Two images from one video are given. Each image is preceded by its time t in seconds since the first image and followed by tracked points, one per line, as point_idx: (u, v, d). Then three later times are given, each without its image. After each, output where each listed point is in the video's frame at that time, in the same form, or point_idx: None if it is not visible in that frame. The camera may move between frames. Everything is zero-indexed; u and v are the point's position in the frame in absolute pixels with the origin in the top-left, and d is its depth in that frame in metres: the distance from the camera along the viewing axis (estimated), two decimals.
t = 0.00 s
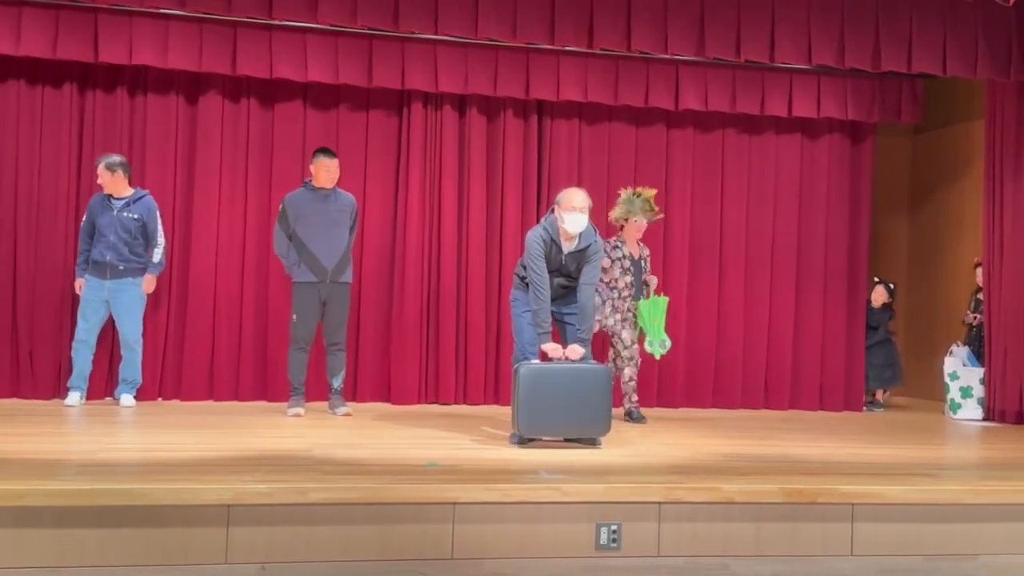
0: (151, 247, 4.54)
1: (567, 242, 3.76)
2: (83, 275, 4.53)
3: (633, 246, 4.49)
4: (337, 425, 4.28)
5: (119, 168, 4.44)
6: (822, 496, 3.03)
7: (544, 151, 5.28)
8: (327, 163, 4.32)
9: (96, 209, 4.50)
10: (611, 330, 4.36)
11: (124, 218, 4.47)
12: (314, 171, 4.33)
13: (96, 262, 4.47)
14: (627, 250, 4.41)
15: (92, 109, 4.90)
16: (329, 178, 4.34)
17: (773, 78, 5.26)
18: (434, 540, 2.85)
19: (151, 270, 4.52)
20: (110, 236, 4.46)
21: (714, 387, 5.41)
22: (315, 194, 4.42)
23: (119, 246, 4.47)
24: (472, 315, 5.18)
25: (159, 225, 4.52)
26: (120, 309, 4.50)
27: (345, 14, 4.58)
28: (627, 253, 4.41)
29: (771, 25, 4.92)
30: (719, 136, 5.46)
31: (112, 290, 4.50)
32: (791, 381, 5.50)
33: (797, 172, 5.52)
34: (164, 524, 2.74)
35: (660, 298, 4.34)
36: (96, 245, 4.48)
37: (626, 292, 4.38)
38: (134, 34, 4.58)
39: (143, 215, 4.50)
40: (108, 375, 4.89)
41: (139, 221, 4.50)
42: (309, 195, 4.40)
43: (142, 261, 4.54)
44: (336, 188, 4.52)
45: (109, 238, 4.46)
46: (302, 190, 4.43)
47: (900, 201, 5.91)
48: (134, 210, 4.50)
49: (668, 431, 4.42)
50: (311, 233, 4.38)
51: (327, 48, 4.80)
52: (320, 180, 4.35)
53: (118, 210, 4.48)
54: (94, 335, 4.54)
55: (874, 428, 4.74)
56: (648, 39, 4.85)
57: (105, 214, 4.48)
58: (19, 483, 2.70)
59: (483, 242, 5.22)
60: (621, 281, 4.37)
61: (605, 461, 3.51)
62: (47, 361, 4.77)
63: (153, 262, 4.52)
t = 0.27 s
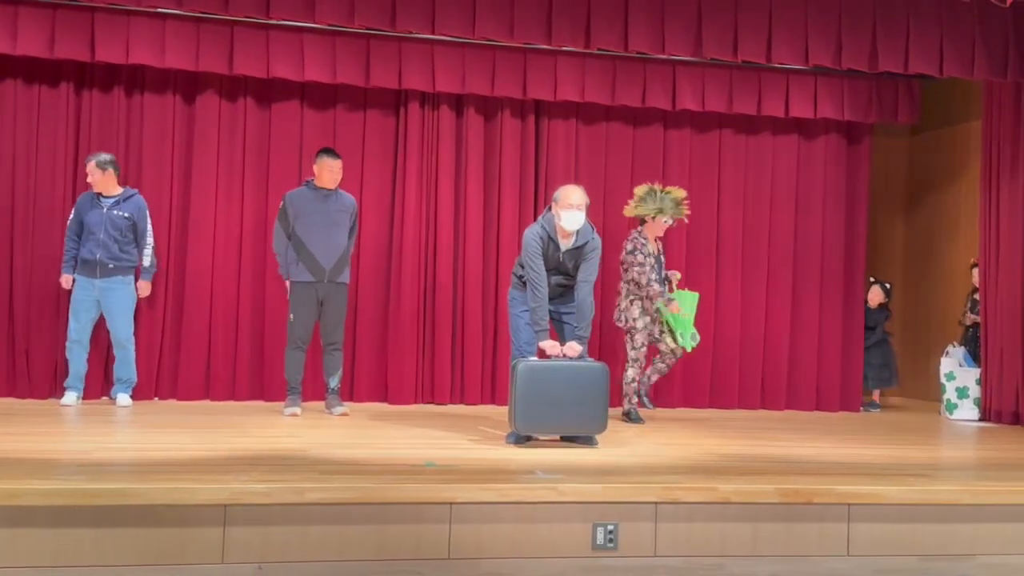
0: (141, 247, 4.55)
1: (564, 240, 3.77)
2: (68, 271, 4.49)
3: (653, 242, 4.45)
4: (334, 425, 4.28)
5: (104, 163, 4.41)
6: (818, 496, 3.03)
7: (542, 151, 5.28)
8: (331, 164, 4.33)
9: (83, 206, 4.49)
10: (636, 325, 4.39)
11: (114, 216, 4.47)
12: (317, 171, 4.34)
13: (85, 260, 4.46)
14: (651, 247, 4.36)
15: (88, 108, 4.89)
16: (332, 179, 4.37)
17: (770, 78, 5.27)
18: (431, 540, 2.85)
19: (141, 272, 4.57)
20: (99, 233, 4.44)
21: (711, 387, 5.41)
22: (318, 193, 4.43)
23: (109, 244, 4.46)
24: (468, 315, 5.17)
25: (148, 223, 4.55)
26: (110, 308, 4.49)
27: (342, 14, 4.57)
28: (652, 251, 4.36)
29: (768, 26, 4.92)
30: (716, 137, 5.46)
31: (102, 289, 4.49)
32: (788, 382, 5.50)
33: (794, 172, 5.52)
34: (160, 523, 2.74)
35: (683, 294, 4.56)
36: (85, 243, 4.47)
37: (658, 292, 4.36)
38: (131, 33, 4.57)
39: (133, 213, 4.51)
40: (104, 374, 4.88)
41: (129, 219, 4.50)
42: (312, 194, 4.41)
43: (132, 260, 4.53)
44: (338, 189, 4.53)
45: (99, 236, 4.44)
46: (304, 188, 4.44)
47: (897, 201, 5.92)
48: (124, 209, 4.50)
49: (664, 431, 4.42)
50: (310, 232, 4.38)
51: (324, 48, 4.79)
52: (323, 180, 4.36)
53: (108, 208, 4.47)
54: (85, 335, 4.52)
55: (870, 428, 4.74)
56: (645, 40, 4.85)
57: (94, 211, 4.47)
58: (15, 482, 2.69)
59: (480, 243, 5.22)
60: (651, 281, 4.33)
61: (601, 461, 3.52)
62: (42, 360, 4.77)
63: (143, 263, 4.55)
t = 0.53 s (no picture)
0: (133, 244, 4.54)
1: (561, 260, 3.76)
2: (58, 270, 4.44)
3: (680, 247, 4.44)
4: (331, 425, 4.27)
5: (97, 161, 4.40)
6: (815, 496, 3.03)
7: (539, 151, 5.28)
8: (336, 164, 4.33)
9: (74, 204, 4.47)
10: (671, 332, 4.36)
11: (106, 214, 4.46)
12: (323, 172, 4.35)
13: (77, 258, 4.44)
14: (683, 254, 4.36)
15: (85, 107, 4.89)
16: (337, 181, 4.38)
17: (768, 78, 5.27)
18: (429, 540, 2.85)
19: (131, 271, 4.56)
20: (92, 231, 4.43)
21: (709, 387, 5.41)
22: (321, 192, 4.45)
23: (103, 243, 4.45)
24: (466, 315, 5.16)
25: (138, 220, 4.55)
26: (104, 308, 4.48)
27: (340, 13, 4.57)
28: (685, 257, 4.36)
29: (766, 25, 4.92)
30: (713, 137, 5.47)
31: (96, 288, 4.48)
32: (786, 382, 5.50)
33: (792, 172, 5.52)
34: (158, 523, 2.73)
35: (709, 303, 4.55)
36: (77, 242, 4.44)
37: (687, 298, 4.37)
38: (128, 32, 4.57)
39: (125, 211, 4.51)
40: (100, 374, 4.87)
41: (120, 217, 4.49)
42: (316, 193, 4.44)
43: (125, 259, 4.53)
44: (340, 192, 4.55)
45: (93, 234, 4.43)
46: (307, 188, 4.46)
47: (894, 201, 5.93)
48: (116, 207, 4.49)
49: (661, 432, 4.42)
50: (311, 231, 4.40)
51: (321, 47, 4.79)
52: (328, 181, 4.37)
53: (99, 206, 4.45)
54: (78, 335, 4.51)
55: (868, 428, 4.74)
56: (643, 39, 4.84)
57: (85, 209, 4.45)
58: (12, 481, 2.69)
59: (478, 242, 5.21)
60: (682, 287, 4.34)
61: (599, 461, 3.51)
62: (38, 359, 4.76)
63: (133, 260, 4.55)
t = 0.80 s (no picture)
0: (128, 243, 4.54)
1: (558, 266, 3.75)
2: (54, 271, 4.41)
3: (708, 242, 4.48)
4: (329, 425, 4.28)
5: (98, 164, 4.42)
6: (813, 496, 3.04)
7: (537, 151, 5.28)
8: (344, 167, 4.34)
9: (67, 203, 4.44)
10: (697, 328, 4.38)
11: (102, 213, 4.46)
12: (330, 175, 4.36)
13: (72, 259, 4.44)
14: (704, 250, 4.41)
15: (83, 107, 4.89)
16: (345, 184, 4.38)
17: (766, 78, 5.27)
18: (426, 540, 2.85)
19: (127, 269, 4.56)
20: (89, 231, 4.42)
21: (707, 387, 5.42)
22: (325, 193, 4.46)
23: (100, 242, 4.45)
24: (464, 315, 5.17)
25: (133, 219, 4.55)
26: (101, 308, 4.48)
27: (338, 13, 4.57)
28: (704, 253, 4.40)
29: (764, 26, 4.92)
30: (711, 137, 5.47)
31: (92, 288, 4.48)
32: (784, 382, 5.51)
33: (790, 172, 5.53)
34: (156, 523, 2.73)
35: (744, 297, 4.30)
36: (73, 242, 4.43)
37: (705, 292, 4.39)
38: (126, 32, 4.57)
39: (119, 210, 4.51)
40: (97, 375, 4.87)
41: (116, 215, 4.50)
42: (321, 194, 4.44)
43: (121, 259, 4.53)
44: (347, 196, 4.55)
45: (89, 234, 4.42)
46: (313, 188, 4.46)
47: (892, 201, 5.93)
48: (110, 206, 4.50)
49: (659, 432, 4.43)
50: (314, 231, 4.40)
51: (319, 47, 4.79)
52: (335, 184, 4.37)
53: (94, 205, 4.45)
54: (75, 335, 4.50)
55: (865, 428, 4.75)
56: (641, 40, 4.85)
57: (80, 209, 4.43)
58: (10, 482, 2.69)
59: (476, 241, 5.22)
60: (700, 281, 4.38)
61: (597, 461, 3.52)
62: (36, 360, 4.76)
63: (129, 259, 4.55)
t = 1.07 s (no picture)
0: (125, 243, 4.54)
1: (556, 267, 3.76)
2: (51, 272, 4.40)
3: (736, 247, 4.42)
4: (326, 425, 4.27)
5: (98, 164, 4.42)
6: (811, 496, 3.04)
7: (535, 151, 5.28)
8: (340, 168, 4.34)
9: (63, 202, 4.42)
10: (715, 337, 4.35)
11: (99, 212, 4.46)
12: (327, 176, 4.36)
13: (69, 259, 4.43)
14: (728, 255, 4.38)
15: (81, 107, 4.88)
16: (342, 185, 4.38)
17: (764, 79, 5.27)
18: (425, 540, 2.85)
19: (123, 269, 4.57)
20: (87, 231, 4.42)
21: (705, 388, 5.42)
22: (323, 194, 4.44)
23: (97, 242, 4.45)
24: (462, 316, 5.17)
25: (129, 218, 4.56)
26: (98, 308, 4.48)
27: (336, 14, 4.57)
28: (728, 259, 4.37)
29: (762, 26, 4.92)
30: (710, 138, 5.47)
31: (90, 288, 4.48)
32: (782, 382, 5.51)
33: (788, 172, 5.53)
34: (154, 524, 2.73)
35: (771, 304, 4.17)
36: (69, 242, 4.42)
37: (724, 299, 4.36)
38: (124, 33, 4.57)
39: (116, 210, 4.52)
40: (94, 376, 4.86)
41: (112, 215, 4.50)
42: (319, 195, 4.42)
43: (118, 259, 4.53)
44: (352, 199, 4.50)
45: (87, 234, 4.42)
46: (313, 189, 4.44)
47: (891, 201, 5.94)
48: (107, 205, 4.50)
49: (657, 433, 4.43)
50: (310, 232, 4.39)
51: (317, 48, 4.79)
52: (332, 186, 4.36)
53: (91, 205, 4.45)
54: (73, 335, 4.50)
55: (863, 429, 4.75)
56: (639, 41, 4.84)
57: (76, 209, 4.42)
58: (8, 483, 2.68)
59: (474, 242, 5.22)
60: (720, 288, 4.35)
61: (595, 462, 3.52)
62: (34, 361, 4.76)
63: (125, 259, 4.55)
